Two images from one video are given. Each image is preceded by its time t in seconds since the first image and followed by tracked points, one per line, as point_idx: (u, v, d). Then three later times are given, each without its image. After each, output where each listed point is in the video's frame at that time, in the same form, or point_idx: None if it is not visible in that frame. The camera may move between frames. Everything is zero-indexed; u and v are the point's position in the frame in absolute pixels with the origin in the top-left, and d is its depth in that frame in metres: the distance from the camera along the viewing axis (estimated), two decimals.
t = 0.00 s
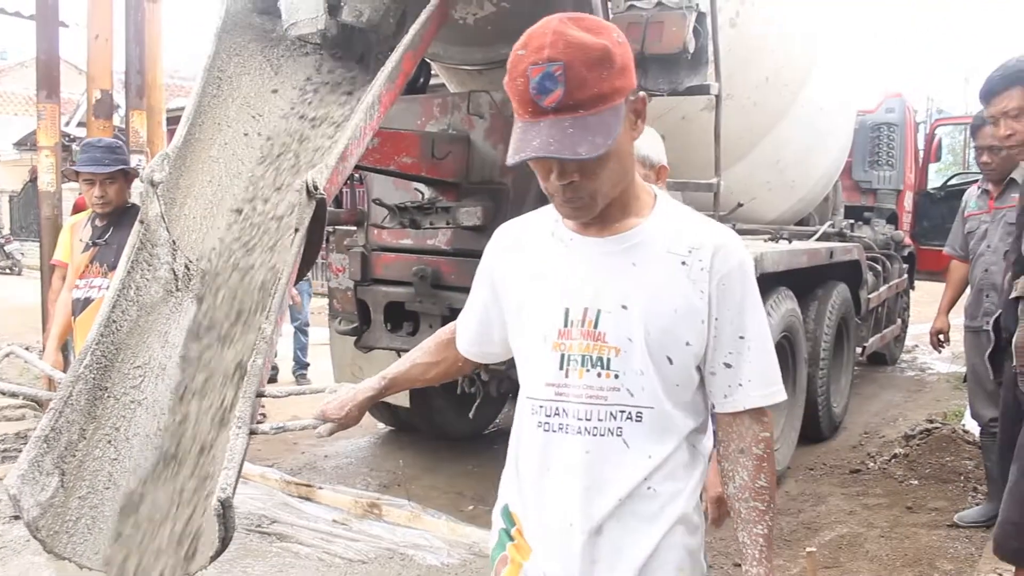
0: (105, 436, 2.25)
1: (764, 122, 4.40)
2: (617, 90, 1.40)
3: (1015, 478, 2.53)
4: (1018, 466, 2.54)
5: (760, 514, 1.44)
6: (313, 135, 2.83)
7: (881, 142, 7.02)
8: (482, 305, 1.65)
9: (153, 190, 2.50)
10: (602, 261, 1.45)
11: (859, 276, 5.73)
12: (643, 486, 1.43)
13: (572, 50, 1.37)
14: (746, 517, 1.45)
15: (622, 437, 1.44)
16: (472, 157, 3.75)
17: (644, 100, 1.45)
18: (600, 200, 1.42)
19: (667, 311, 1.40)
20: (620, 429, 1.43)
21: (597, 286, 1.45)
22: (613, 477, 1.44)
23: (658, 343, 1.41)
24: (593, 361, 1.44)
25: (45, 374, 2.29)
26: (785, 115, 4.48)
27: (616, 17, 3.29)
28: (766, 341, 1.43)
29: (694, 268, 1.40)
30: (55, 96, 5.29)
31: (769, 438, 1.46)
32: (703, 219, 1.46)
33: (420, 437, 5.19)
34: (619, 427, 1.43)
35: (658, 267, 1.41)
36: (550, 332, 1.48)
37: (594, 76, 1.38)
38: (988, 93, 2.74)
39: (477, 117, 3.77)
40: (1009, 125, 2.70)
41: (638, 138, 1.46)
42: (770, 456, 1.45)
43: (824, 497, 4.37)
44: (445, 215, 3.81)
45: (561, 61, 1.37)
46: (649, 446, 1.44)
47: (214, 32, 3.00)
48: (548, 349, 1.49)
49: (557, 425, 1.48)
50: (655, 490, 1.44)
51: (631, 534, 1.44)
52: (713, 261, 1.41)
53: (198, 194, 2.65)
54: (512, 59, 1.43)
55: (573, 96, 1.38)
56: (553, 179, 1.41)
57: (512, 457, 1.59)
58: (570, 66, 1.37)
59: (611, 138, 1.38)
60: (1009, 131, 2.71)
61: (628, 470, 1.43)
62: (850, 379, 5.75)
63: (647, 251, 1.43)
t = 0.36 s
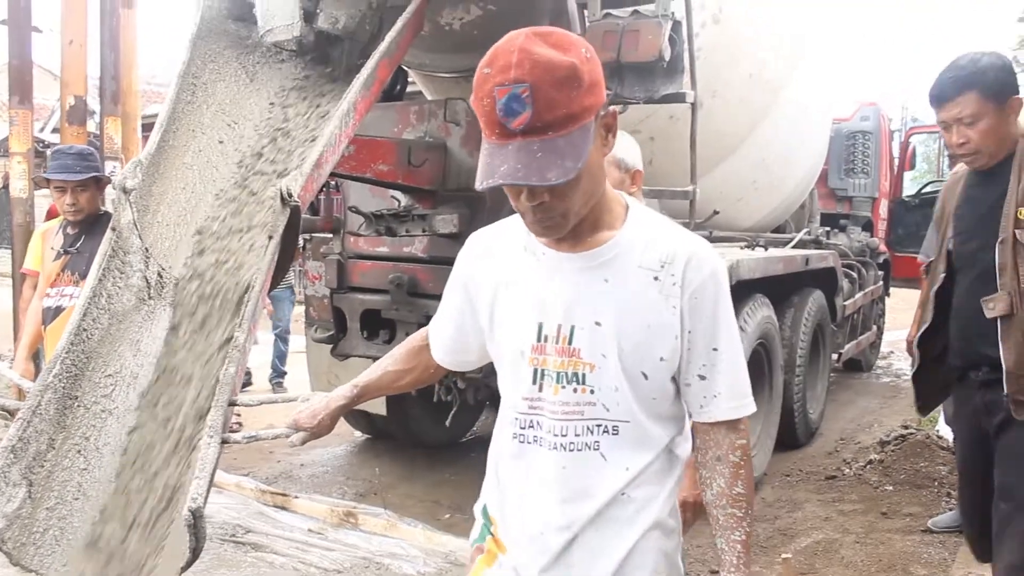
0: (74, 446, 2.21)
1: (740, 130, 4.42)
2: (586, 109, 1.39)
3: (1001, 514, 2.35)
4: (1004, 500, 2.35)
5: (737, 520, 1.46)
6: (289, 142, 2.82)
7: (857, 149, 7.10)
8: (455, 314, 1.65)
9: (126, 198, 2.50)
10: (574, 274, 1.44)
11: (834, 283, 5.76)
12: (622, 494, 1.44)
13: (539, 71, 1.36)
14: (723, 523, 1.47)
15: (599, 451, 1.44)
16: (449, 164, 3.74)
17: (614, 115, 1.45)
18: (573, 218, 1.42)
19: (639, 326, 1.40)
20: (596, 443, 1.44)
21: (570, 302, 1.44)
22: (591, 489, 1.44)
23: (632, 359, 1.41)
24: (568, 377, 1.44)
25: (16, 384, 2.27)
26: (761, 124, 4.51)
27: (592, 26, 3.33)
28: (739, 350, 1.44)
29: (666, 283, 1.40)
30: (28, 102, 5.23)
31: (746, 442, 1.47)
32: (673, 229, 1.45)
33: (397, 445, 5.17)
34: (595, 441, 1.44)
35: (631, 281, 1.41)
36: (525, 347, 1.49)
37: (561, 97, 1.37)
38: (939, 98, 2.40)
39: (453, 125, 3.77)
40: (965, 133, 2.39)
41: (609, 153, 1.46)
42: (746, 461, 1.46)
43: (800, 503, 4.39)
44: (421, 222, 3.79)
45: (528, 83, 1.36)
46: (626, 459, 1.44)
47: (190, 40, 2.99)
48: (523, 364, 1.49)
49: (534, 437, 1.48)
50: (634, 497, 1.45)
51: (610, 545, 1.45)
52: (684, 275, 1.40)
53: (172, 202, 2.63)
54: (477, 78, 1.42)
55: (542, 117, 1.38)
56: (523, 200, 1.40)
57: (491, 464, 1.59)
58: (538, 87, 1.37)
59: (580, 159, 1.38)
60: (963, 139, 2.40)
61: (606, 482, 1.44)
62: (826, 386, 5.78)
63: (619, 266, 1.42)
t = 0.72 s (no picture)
0: (36, 455, 2.22)
1: (708, 135, 4.46)
2: (530, 112, 1.38)
3: (975, 525, 2.14)
4: (980, 511, 2.14)
5: (719, 517, 1.48)
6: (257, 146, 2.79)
7: (824, 154, 7.19)
8: (433, 319, 1.65)
9: (89, 205, 2.47)
10: (547, 278, 1.45)
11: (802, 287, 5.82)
12: (583, 504, 1.43)
13: (478, 74, 1.38)
14: (705, 520, 1.49)
15: (566, 457, 1.44)
16: (418, 170, 3.75)
17: (570, 121, 1.43)
18: (525, 222, 1.41)
19: (611, 328, 1.41)
20: (564, 448, 1.44)
21: (543, 305, 1.45)
22: (556, 493, 1.44)
23: (601, 362, 1.42)
24: (540, 379, 1.45)
25: None
26: (728, 129, 4.54)
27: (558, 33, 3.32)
28: (713, 356, 1.44)
29: (639, 285, 1.41)
30: None
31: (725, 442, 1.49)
32: (650, 233, 1.46)
33: (367, 452, 5.15)
34: (563, 446, 1.44)
35: (604, 284, 1.42)
36: (500, 350, 1.50)
37: (499, 100, 1.38)
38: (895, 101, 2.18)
39: (422, 130, 3.76)
40: (924, 138, 2.16)
41: (567, 158, 1.45)
42: (727, 462, 1.47)
43: (770, 504, 4.42)
44: (390, 228, 3.80)
45: (467, 86, 1.39)
46: (592, 466, 1.43)
47: (155, 44, 2.97)
48: (499, 366, 1.50)
49: (507, 438, 1.50)
50: (596, 507, 1.44)
51: (571, 553, 1.43)
52: (657, 277, 1.41)
53: (136, 209, 2.62)
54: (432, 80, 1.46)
55: (480, 120, 1.39)
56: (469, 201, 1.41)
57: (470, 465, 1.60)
58: (477, 90, 1.38)
59: (514, 161, 1.36)
60: (922, 146, 2.18)
61: (572, 487, 1.43)
62: (795, 388, 5.83)
63: (591, 269, 1.43)
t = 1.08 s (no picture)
0: None
1: (680, 127, 4.48)
2: (472, 94, 1.37)
3: (940, 518, 2.14)
4: (945, 504, 2.13)
5: (666, 527, 1.41)
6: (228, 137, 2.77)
7: (796, 148, 7.24)
8: (403, 306, 1.66)
9: (54, 195, 2.45)
10: (500, 263, 1.45)
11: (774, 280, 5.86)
12: (523, 492, 1.43)
13: (423, 54, 1.39)
14: (651, 529, 1.42)
15: (509, 444, 1.43)
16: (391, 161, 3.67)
17: (518, 104, 1.40)
18: (469, 204, 1.42)
19: (555, 317, 1.39)
20: (508, 436, 1.43)
21: (493, 291, 1.45)
22: (500, 478, 1.44)
23: (544, 349, 1.40)
24: (488, 365, 1.45)
25: None
26: (700, 122, 4.56)
27: (532, 24, 3.33)
28: (663, 351, 1.38)
29: (585, 274, 1.38)
30: None
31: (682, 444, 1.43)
32: (607, 222, 1.43)
33: (340, 446, 5.13)
34: (507, 433, 1.43)
35: (552, 272, 1.40)
36: (456, 334, 1.50)
37: (441, 81, 1.38)
38: (877, 85, 2.14)
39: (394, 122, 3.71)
40: (905, 122, 2.12)
41: (518, 143, 1.43)
42: (677, 466, 1.41)
43: (742, 496, 4.45)
44: (361, 220, 3.75)
45: (413, 66, 1.40)
46: (534, 456, 1.42)
47: (122, 34, 2.95)
48: (455, 350, 1.51)
49: (458, 422, 1.51)
50: (540, 495, 1.43)
51: (511, 538, 1.44)
52: (604, 266, 1.38)
53: (103, 200, 2.59)
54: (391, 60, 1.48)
55: (423, 100, 1.40)
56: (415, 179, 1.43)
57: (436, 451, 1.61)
58: (421, 70, 1.39)
59: (449, 140, 1.36)
60: (902, 130, 2.14)
61: (514, 473, 1.43)
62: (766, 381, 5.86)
63: (541, 256, 1.42)
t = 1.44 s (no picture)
0: None
1: (653, 122, 4.48)
2: (428, 80, 1.37)
3: (910, 511, 2.16)
4: (915, 496, 2.16)
5: (585, 536, 1.39)
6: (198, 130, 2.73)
7: (769, 143, 7.18)
8: (370, 299, 1.65)
9: (18, 189, 2.46)
10: (452, 257, 1.44)
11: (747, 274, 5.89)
12: (463, 489, 1.43)
13: (383, 39, 1.39)
14: (572, 537, 1.41)
15: (450, 438, 1.43)
16: (361, 155, 3.70)
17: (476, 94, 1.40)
18: (423, 191, 1.40)
19: (496, 314, 1.38)
20: (449, 430, 1.43)
21: (441, 286, 1.44)
22: (441, 474, 1.44)
23: (484, 346, 1.39)
24: (432, 359, 1.44)
25: None
26: (673, 117, 4.57)
27: (504, 17, 3.30)
28: (601, 359, 1.36)
29: (529, 272, 1.37)
30: None
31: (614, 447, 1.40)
32: (558, 224, 1.40)
33: (313, 442, 5.11)
34: (449, 428, 1.43)
35: (498, 269, 1.39)
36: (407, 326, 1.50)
37: (398, 66, 1.37)
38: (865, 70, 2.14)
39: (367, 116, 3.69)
40: (892, 109, 2.12)
41: (474, 134, 1.42)
42: (602, 476, 1.38)
43: (715, 489, 4.47)
44: (333, 215, 3.80)
45: (373, 49, 1.40)
46: (473, 453, 1.41)
47: (89, 24, 2.91)
48: (404, 342, 1.51)
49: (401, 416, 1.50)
50: (479, 494, 1.42)
51: (451, 534, 1.43)
52: (548, 267, 1.36)
53: (68, 195, 2.56)
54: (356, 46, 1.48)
55: (380, 84, 1.39)
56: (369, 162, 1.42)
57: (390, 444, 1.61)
58: (380, 54, 1.39)
59: (403, 122, 1.35)
60: (888, 118, 2.13)
61: (455, 469, 1.42)
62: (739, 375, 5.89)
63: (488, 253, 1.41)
